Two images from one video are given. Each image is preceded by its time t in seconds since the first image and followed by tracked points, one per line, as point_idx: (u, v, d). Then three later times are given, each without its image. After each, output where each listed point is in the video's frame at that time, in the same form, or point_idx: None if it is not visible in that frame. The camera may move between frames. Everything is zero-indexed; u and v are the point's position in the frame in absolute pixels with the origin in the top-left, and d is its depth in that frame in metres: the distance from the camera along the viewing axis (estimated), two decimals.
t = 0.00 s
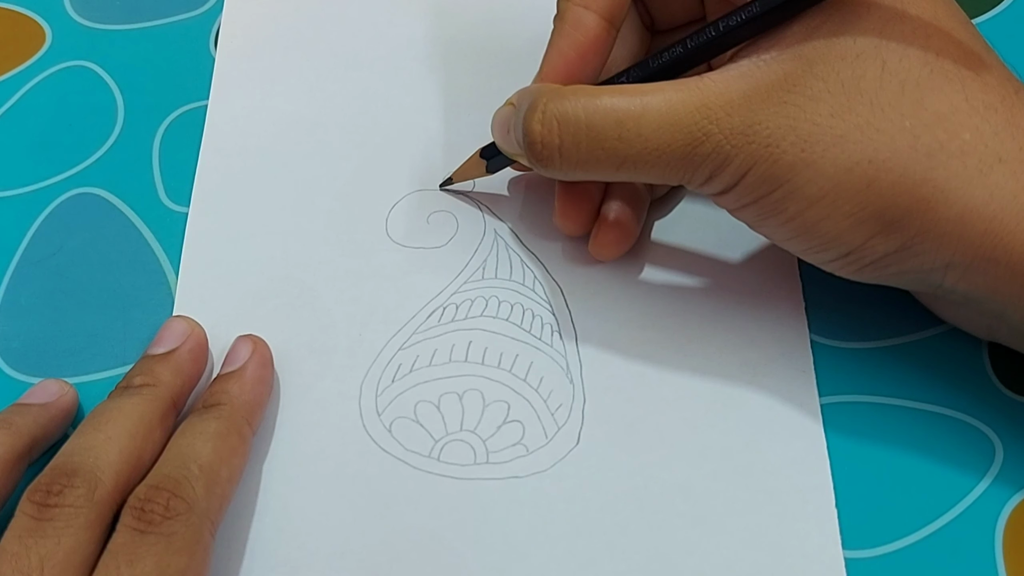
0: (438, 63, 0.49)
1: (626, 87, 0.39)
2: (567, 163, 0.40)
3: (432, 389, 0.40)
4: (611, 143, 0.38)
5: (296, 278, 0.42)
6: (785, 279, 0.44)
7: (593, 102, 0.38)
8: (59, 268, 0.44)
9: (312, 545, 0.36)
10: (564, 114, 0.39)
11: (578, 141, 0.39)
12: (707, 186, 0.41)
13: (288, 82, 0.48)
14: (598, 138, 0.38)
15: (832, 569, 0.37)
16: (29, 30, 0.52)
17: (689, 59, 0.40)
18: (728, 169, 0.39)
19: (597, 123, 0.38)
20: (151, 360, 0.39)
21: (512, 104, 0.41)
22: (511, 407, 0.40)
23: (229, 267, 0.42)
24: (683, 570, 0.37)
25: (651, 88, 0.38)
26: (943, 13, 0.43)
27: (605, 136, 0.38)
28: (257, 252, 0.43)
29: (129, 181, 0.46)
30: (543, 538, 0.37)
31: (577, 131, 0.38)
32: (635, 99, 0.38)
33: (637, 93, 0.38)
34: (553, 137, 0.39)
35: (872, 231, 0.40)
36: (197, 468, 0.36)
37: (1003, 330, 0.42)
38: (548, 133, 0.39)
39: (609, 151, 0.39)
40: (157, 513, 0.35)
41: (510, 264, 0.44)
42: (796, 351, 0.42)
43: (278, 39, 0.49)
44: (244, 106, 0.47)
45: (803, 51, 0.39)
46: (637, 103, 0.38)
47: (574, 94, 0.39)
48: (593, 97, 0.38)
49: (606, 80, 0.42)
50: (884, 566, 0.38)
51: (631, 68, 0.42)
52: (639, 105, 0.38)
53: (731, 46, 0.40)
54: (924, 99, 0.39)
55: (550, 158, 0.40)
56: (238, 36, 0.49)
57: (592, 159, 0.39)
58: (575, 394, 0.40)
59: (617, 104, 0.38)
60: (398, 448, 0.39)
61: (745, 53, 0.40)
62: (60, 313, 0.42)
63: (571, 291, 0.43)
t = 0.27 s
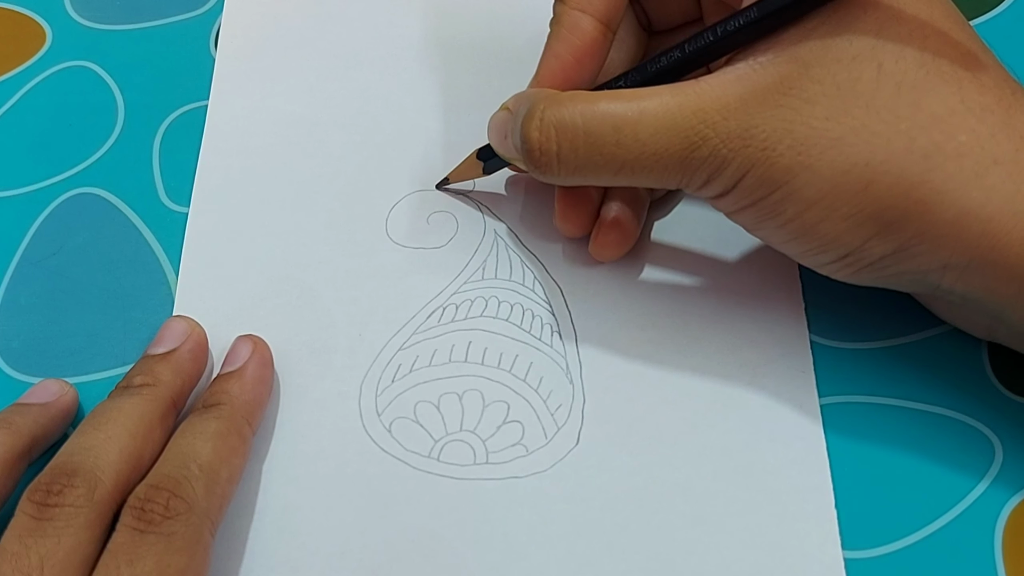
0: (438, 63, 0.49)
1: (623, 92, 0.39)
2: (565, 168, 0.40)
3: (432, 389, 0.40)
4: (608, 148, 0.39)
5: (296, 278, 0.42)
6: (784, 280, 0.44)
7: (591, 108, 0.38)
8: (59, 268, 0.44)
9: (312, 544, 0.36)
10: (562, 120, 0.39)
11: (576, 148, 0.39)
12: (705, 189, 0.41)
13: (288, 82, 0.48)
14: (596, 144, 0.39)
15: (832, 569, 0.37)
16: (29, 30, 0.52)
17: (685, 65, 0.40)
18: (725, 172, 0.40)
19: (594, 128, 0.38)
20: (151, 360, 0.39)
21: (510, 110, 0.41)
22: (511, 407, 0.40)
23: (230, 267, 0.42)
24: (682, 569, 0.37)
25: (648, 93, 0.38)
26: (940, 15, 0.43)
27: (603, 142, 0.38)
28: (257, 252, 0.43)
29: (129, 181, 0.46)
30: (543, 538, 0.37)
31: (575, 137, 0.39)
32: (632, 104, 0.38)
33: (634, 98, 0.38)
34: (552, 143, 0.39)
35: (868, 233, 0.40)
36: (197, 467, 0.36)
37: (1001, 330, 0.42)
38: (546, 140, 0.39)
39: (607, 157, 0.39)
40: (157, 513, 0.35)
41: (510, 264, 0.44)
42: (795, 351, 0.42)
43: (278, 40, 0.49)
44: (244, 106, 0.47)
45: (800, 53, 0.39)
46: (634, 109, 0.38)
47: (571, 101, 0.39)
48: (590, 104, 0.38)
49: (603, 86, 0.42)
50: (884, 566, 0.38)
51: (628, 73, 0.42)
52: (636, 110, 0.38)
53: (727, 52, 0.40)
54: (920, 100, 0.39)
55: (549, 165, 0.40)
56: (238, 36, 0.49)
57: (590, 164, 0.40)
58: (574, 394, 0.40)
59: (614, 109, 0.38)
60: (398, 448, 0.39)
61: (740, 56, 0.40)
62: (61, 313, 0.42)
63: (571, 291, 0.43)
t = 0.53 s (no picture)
0: (438, 63, 0.49)
1: (619, 89, 0.39)
2: (559, 164, 0.40)
3: (432, 389, 0.40)
4: (602, 145, 0.39)
5: (297, 278, 0.42)
6: (784, 280, 0.44)
7: (587, 105, 0.38)
8: (59, 267, 0.44)
9: (312, 544, 0.36)
10: (557, 116, 0.39)
11: (570, 144, 0.39)
12: (698, 187, 0.41)
13: (288, 82, 0.48)
14: (590, 140, 0.39)
15: (832, 569, 0.37)
16: (29, 30, 0.52)
17: (680, 63, 0.41)
18: (718, 171, 0.40)
19: (589, 125, 0.38)
20: (151, 360, 0.39)
21: (505, 104, 0.41)
22: (510, 407, 0.40)
23: (230, 266, 0.42)
24: (682, 569, 0.37)
25: (643, 90, 0.38)
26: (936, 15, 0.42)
27: (597, 139, 0.39)
28: (257, 252, 0.43)
29: (130, 181, 0.46)
30: (543, 538, 0.37)
31: (570, 133, 0.39)
32: (628, 102, 0.38)
33: (629, 96, 0.38)
34: (547, 138, 0.39)
35: (856, 236, 0.40)
36: (197, 467, 0.36)
37: (997, 333, 0.42)
38: (543, 134, 0.39)
39: (600, 154, 0.39)
40: (157, 513, 0.35)
41: (510, 264, 0.44)
42: (796, 352, 0.42)
43: (277, 40, 0.49)
44: (244, 106, 0.47)
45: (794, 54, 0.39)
46: (629, 106, 0.38)
47: (568, 97, 0.39)
48: (587, 100, 0.38)
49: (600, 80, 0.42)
50: (884, 566, 0.38)
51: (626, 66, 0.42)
52: (630, 108, 0.38)
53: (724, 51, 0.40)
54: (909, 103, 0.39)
55: (545, 160, 0.40)
56: (238, 36, 0.49)
57: (583, 161, 0.40)
58: (574, 394, 0.40)
59: (609, 106, 0.38)
60: (398, 448, 0.39)
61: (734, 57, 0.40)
62: (61, 313, 0.42)
63: (571, 290, 0.43)
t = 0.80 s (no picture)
0: (439, 63, 0.49)
1: (621, 84, 0.39)
2: (560, 157, 0.40)
3: (433, 390, 0.40)
4: (603, 140, 0.39)
5: (297, 278, 0.42)
6: (785, 280, 0.44)
7: (589, 99, 0.38)
8: (59, 267, 0.44)
9: (312, 544, 0.36)
10: (560, 110, 0.39)
11: (571, 138, 0.39)
12: (697, 184, 0.41)
13: (288, 82, 0.48)
14: (591, 135, 0.39)
15: (832, 569, 0.37)
16: (29, 30, 0.52)
17: (687, 59, 0.40)
18: (717, 168, 0.40)
19: (591, 119, 0.38)
20: (152, 360, 0.39)
21: (512, 96, 0.42)
22: (511, 407, 0.40)
23: (230, 266, 0.42)
24: (683, 570, 0.37)
25: (645, 86, 0.38)
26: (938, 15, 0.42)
27: (598, 134, 0.39)
28: (258, 252, 0.43)
29: (130, 181, 0.46)
30: (543, 538, 0.37)
31: (572, 127, 0.39)
32: (629, 97, 0.38)
33: (631, 91, 0.38)
34: (550, 132, 0.39)
35: (854, 236, 0.40)
36: (198, 467, 0.36)
37: (996, 335, 0.42)
38: (544, 128, 0.39)
39: (601, 149, 0.39)
40: (157, 513, 0.35)
41: (511, 264, 0.44)
42: (796, 352, 0.42)
43: (278, 39, 0.49)
44: (244, 106, 0.47)
45: (797, 53, 0.39)
46: (631, 102, 0.38)
47: (571, 91, 0.39)
48: (589, 94, 0.38)
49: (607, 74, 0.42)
50: (885, 566, 0.38)
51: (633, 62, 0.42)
52: (632, 104, 0.38)
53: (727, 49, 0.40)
54: (909, 105, 0.39)
55: (547, 153, 0.40)
56: (238, 36, 0.49)
57: (583, 155, 0.40)
58: (575, 394, 0.40)
59: (612, 101, 0.38)
60: (399, 448, 0.39)
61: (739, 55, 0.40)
62: (61, 312, 0.42)
63: (572, 290, 0.43)
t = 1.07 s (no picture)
0: (439, 62, 0.49)
1: (626, 81, 0.39)
2: (563, 155, 0.40)
3: (433, 390, 0.40)
4: (607, 138, 0.39)
5: (297, 277, 0.42)
6: (785, 279, 0.44)
7: (593, 95, 0.38)
8: (59, 267, 0.44)
9: (312, 545, 0.36)
10: (564, 107, 0.39)
11: (574, 135, 0.39)
12: (699, 185, 0.41)
13: (288, 82, 0.48)
14: (594, 132, 0.39)
15: (833, 569, 0.37)
16: (29, 30, 0.52)
17: (699, 58, 0.40)
18: (719, 167, 0.39)
19: (594, 116, 0.38)
20: (152, 360, 0.39)
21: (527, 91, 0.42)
22: (512, 407, 0.40)
23: (230, 266, 0.42)
24: (684, 570, 0.37)
25: (649, 83, 0.38)
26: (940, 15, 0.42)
27: (601, 130, 0.39)
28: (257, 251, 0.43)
29: (130, 181, 0.46)
30: (544, 538, 0.37)
31: (576, 123, 0.39)
32: (634, 94, 0.38)
33: (635, 88, 0.38)
34: (552, 128, 0.39)
35: (858, 235, 0.40)
36: (197, 468, 0.36)
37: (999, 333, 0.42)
38: (546, 125, 0.39)
39: (603, 146, 0.39)
40: (157, 513, 0.35)
41: (512, 264, 0.44)
42: (797, 351, 0.42)
43: (278, 39, 0.49)
44: (244, 106, 0.47)
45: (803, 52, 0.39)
46: (635, 99, 0.38)
47: (575, 87, 0.39)
48: (593, 90, 0.38)
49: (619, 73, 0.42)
50: (885, 566, 0.38)
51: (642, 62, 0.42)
52: (636, 101, 0.38)
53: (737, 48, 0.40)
54: (914, 105, 0.39)
55: (548, 151, 0.40)
56: (238, 36, 0.49)
57: (586, 153, 0.40)
58: (575, 394, 0.40)
59: (616, 98, 0.38)
60: (399, 449, 0.39)
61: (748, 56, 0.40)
62: (61, 312, 0.42)
63: (572, 289, 0.43)
